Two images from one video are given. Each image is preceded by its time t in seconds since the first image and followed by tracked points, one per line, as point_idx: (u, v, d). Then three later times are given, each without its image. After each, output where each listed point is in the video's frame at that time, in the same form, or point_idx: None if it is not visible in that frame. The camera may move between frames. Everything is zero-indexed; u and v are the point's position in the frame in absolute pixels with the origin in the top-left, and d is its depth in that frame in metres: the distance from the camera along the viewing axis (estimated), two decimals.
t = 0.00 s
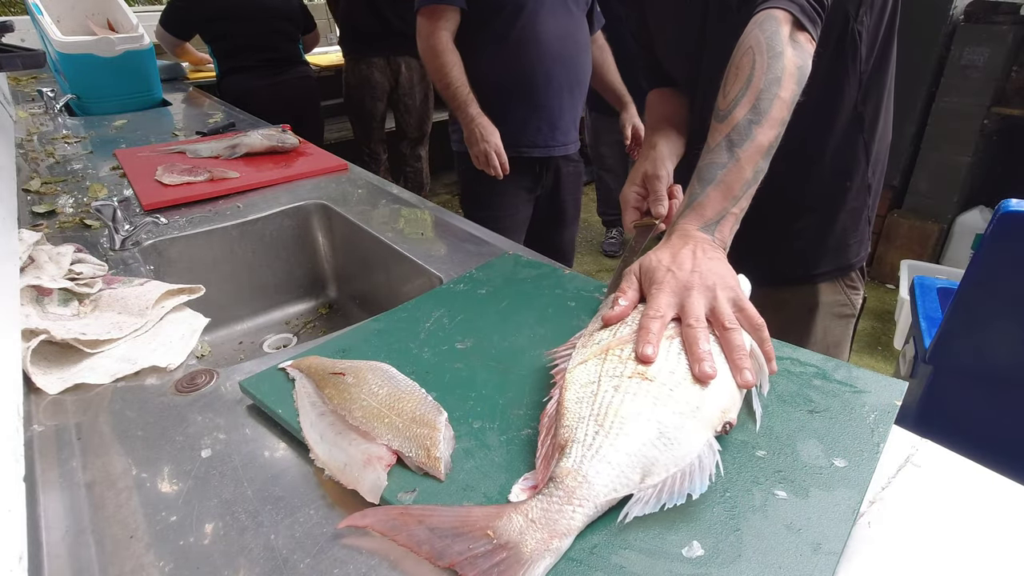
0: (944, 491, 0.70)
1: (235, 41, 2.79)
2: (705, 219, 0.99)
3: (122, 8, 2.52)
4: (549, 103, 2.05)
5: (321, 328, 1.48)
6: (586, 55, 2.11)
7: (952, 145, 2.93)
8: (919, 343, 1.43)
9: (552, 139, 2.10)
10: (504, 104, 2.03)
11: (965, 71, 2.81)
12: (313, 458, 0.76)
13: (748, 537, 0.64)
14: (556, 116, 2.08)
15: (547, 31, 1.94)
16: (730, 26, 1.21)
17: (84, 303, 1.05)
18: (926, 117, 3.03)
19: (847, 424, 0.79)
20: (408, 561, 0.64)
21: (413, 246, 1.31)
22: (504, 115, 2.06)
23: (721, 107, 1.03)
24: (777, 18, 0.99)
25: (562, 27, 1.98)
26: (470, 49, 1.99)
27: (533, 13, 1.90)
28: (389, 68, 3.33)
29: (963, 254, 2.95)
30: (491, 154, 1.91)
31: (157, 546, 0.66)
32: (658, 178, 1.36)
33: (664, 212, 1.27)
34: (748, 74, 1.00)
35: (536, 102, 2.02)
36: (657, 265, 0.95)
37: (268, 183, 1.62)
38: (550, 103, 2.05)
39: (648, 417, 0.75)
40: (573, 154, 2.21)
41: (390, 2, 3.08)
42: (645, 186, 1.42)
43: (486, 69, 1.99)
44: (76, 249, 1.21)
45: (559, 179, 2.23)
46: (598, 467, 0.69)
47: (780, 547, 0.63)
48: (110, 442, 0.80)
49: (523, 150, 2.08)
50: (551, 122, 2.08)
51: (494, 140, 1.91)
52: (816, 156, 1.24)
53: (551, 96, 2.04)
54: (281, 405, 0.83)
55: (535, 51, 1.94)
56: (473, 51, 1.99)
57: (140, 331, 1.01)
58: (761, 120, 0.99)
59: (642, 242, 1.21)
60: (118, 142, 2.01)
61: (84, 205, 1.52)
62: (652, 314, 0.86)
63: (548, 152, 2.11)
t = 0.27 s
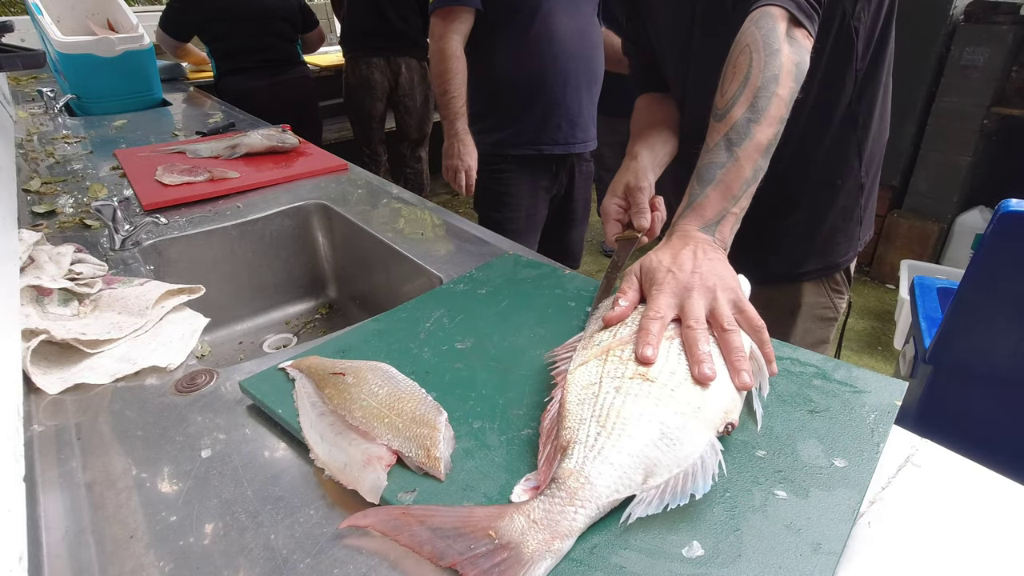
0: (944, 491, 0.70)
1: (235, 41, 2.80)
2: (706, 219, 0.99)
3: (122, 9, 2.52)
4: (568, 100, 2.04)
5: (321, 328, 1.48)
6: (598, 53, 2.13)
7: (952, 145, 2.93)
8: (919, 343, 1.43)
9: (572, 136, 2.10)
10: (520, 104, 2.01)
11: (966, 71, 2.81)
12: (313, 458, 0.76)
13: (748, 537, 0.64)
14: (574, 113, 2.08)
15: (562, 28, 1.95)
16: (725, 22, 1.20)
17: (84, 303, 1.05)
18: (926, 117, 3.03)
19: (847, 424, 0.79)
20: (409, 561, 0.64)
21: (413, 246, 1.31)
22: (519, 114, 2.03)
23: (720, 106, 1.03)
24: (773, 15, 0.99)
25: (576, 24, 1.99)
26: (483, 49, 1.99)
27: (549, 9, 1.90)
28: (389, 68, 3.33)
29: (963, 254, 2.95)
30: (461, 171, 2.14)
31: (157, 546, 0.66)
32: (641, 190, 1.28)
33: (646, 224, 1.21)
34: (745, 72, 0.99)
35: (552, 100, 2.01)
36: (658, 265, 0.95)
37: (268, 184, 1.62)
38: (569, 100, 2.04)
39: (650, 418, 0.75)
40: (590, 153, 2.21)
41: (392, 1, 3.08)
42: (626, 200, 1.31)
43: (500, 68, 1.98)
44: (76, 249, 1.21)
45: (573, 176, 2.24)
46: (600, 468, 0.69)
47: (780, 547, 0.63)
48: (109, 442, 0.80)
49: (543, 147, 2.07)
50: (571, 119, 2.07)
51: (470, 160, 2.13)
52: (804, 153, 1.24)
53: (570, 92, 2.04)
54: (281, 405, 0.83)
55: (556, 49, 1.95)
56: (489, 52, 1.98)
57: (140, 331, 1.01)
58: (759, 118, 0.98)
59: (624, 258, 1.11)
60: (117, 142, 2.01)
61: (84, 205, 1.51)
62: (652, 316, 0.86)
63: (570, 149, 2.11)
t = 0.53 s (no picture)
0: (944, 491, 0.70)
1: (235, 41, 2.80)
2: (710, 219, 0.99)
3: (122, 9, 2.53)
4: (575, 96, 2.05)
5: (320, 328, 1.48)
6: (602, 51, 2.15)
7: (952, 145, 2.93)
8: (919, 343, 1.43)
9: (580, 132, 2.11)
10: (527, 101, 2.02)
11: (965, 71, 2.81)
12: (313, 458, 0.76)
13: (748, 537, 0.64)
14: (582, 109, 2.09)
15: (569, 25, 1.96)
16: (720, 26, 1.17)
17: (84, 303, 1.05)
18: (926, 116, 3.03)
19: (848, 424, 0.79)
20: (409, 561, 0.64)
21: (413, 246, 1.31)
22: (527, 112, 2.04)
23: (726, 106, 1.03)
24: (783, 15, 0.99)
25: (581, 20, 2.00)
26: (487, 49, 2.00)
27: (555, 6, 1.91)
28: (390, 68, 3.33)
29: (963, 254, 2.96)
30: (479, 163, 2.05)
31: (157, 546, 0.66)
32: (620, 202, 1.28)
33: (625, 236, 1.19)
34: (752, 72, 0.99)
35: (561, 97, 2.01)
36: (660, 266, 0.95)
37: (268, 184, 1.62)
38: (576, 96, 2.05)
39: (652, 418, 0.75)
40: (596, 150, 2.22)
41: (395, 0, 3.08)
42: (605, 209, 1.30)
43: (506, 65, 1.99)
44: (76, 249, 1.21)
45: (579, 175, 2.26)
46: (602, 468, 0.69)
47: (780, 547, 0.63)
48: (109, 442, 0.80)
49: (553, 144, 2.07)
50: (578, 115, 2.08)
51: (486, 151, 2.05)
52: (803, 154, 1.25)
53: (577, 88, 2.05)
54: (281, 405, 0.83)
55: (563, 44, 1.96)
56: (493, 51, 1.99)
57: (140, 331, 1.01)
58: (765, 119, 0.98)
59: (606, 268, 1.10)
60: (117, 142, 2.01)
61: (84, 205, 1.51)
62: (654, 317, 0.86)
63: (578, 145, 2.12)
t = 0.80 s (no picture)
0: (944, 490, 0.70)
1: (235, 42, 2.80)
2: (716, 222, 0.99)
3: (122, 9, 2.53)
4: (571, 94, 2.10)
5: (320, 328, 1.48)
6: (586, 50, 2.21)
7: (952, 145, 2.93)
8: (919, 343, 1.43)
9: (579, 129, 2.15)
10: (528, 100, 2.05)
11: (965, 71, 2.81)
12: (313, 458, 0.76)
13: (747, 537, 0.64)
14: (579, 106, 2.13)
15: (567, 24, 2.00)
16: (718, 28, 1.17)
17: (84, 303, 1.05)
18: (926, 116, 3.03)
19: (847, 424, 0.79)
20: (409, 561, 0.64)
21: (413, 246, 1.31)
22: (528, 112, 2.06)
23: (737, 107, 1.02)
24: (799, 14, 0.98)
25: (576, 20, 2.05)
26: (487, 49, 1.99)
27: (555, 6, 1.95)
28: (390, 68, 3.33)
29: (963, 254, 2.96)
30: (514, 146, 1.88)
31: (157, 546, 0.66)
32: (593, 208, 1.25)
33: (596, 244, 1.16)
34: (766, 72, 0.98)
35: (564, 95, 2.06)
36: (660, 269, 0.95)
37: (268, 183, 1.62)
38: (572, 94, 2.10)
39: (651, 421, 0.75)
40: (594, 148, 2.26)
41: None
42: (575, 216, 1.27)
43: (509, 66, 1.99)
44: (75, 249, 1.21)
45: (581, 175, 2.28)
46: (600, 470, 0.69)
47: (780, 547, 0.63)
48: (109, 442, 0.80)
49: (556, 141, 2.11)
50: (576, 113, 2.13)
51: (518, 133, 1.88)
52: (801, 161, 1.24)
53: (572, 86, 2.10)
54: (281, 406, 0.83)
55: (564, 44, 2.01)
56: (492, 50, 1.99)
57: (140, 331, 1.01)
58: (778, 122, 0.98)
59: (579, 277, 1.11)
60: (117, 142, 2.01)
61: (84, 205, 1.51)
62: (650, 322, 0.86)
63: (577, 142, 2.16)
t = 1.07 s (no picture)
0: (943, 490, 0.70)
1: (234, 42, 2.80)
2: (721, 228, 0.99)
3: (122, 9, 2.52)
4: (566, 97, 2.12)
5: (320, 328, 1.47)
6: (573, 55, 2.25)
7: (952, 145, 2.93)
8: (919, 343, 1.43)
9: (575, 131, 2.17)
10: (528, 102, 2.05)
11: (965, 71, 2.81)
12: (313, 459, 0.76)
13: (747, 537, 0.64)
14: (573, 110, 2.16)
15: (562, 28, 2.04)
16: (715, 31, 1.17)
17: (84, 303, 1.05)
18: (926, 116, 3.03)
19: (847, 425, 0.79)
20: (409, 562, 0.64)
21: (413, 246, 1.31)
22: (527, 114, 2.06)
23: (747, 109, 1.02)
24: (813, 15, 0.97)
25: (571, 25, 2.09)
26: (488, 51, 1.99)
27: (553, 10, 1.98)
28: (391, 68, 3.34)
29: (963, 254, 2.96)
30: (506, 155, 1.88)
31: (157, 546, 0.66)
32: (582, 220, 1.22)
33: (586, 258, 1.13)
34: (778, 74, 0.98)
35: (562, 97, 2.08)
36: (660, 273, 0.95)
37: (268, 183, 1.62)
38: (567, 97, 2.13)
39: (649, 424, 0.74)
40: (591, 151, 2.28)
41: None
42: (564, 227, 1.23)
43: (510, 68, 2.00)
44: (75, 250, 1.21)
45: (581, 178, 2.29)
46: (599, 473, 0.68)
47: (780, 547, 0.63)
48: (109, 442, 0.80)
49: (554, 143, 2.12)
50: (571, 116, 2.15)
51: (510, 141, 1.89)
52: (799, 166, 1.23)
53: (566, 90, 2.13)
54: (281, 406, 0.83)
55: (561, 47, 2.05)
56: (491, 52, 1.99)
57: (140, 331, 1.01)
58: (788, 127, 0.98)
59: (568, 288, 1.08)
60: (117, 142, 2.01)
61: (84, 205, 1.51)
62: (646, 328, 0.86)
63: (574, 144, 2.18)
